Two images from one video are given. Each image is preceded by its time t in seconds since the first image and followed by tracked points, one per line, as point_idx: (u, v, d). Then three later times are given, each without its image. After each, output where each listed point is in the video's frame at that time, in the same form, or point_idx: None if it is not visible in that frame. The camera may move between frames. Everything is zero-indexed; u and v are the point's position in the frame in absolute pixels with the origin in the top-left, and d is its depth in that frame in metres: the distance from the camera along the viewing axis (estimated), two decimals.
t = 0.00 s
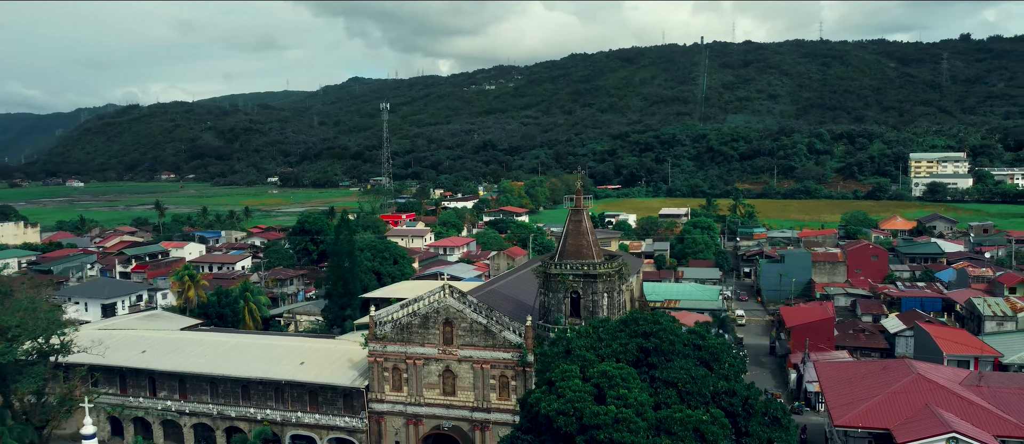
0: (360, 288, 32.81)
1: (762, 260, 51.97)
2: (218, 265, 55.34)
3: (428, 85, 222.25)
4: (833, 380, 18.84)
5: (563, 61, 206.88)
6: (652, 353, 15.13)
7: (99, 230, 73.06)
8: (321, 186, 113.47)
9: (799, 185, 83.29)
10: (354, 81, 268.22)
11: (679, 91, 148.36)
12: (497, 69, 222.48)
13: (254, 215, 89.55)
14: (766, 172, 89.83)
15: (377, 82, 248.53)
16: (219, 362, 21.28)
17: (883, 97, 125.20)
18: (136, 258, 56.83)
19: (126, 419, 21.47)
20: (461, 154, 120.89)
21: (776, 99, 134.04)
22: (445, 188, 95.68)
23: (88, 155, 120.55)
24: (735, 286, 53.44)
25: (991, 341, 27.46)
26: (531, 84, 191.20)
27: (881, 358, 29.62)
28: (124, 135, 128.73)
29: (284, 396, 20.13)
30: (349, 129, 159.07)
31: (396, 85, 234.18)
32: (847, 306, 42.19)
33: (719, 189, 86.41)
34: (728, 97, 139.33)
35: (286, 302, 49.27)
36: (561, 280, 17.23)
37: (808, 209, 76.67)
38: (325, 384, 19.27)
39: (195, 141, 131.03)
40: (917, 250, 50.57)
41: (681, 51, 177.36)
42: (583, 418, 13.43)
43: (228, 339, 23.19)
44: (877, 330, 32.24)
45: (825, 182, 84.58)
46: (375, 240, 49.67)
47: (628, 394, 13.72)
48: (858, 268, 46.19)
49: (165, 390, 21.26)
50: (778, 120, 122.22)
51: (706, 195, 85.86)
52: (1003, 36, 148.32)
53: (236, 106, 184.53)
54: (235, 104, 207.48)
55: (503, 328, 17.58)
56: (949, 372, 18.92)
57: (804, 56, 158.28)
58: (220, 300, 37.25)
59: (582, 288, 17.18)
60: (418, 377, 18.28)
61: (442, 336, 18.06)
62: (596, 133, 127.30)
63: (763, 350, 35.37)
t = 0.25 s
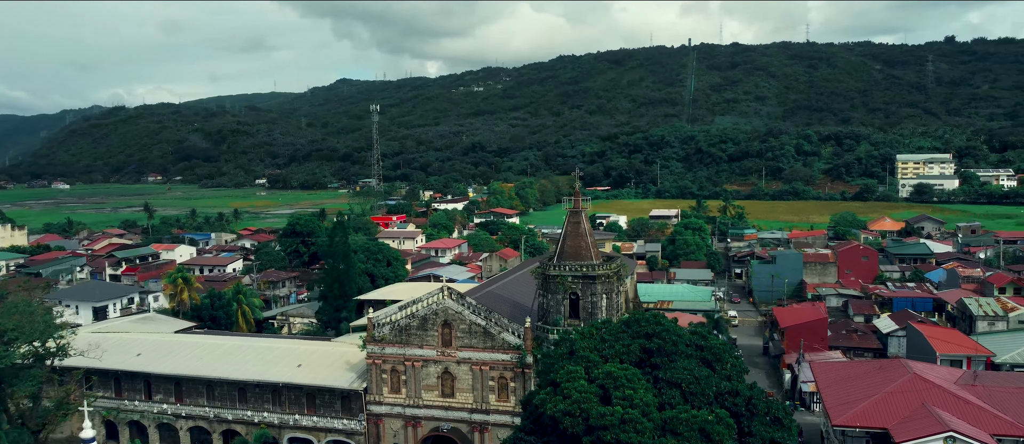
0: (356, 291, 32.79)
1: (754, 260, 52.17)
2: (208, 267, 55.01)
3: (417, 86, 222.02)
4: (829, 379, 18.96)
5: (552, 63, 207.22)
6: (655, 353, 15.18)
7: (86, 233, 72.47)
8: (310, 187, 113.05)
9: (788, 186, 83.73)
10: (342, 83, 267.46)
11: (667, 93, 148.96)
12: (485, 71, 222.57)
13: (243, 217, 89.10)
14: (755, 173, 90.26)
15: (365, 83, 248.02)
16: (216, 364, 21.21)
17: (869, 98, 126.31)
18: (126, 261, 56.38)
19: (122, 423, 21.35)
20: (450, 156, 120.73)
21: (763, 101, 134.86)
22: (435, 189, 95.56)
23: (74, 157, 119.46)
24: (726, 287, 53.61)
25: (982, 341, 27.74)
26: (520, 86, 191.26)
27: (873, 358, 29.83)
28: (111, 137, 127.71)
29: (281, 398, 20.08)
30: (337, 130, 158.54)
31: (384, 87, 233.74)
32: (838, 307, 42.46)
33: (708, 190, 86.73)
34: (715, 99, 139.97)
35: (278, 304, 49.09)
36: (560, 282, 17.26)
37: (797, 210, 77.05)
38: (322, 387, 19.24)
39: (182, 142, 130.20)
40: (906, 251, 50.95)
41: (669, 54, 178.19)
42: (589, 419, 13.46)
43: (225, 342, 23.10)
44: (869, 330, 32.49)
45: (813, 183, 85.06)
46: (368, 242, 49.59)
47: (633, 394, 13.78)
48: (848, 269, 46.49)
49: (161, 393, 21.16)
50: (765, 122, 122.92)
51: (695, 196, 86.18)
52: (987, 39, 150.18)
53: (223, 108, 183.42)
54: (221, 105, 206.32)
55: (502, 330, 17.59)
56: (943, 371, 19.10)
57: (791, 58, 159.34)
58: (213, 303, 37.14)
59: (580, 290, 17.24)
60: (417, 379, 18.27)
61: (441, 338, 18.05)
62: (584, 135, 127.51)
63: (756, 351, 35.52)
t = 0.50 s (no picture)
0: (351, 291, 32.76)
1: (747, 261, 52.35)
2: (201, 269, 54.76)
3: (406, 88, 221.80)
4: (826, 379, 19.07)
5: (541, 64, 207.48)
6: (658, 353, 15.25)
7: (76, 235, 72.03)
8: (300, 189, 112.69)
9: (778, 187, 84.07)
10: (331, 84, 266.82)
11: (657, 94, 149.46)
12: (476, 72, 222.56)
13: (234, 218, 88.72)
14: (745, 174, 90.55)
15: (355, 85, 247.54)
16: (214, 366, 21.14)
17: (858, 100, 127.10)
18: (118, 263, 56.08)
19: (118, 425, 21.24)
20: (441, 157, 120.60)
21: (752, 102, 135.51)
22: (426, 191, 95.45)
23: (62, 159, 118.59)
24: (719, 287, 53.76)
25: (975, 340, 27.97)
26: (510, 87, 191.32)
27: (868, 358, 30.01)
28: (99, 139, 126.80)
29: (279, 401, 20.05)
30: (326, 132, 158.08)
31: (373, 88, 233.32)
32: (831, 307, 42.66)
33: (698, 191, 86.97)
34: (705, 100, 140.45)
35: (271, 306, 48.92)
36: (559, 283, 17.29)
37: (788, 211, 77.37)
38: (321, 389, 19.23)
39: (171, 143, 129.49)
40: (898, 251, 51.26)
41: (658, 55, 178.77)
42: (595, 419, 13.48)
43: (222, 344, 23.03)
44: (863, 331, 32.68)
45: (802, 184, 85.44)
46: (362, 243, 49.54)
47: (638, 395, 13.82)
48: (841, 270, 46.70)
49: (158, 395, 21.08)
50: (755, 123, 123.50)
51: (685, 197, 86.42)
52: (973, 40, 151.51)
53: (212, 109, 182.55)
54: (210, 107, 205.27)
55: (502, 331, 17.62)
56: (939, 371, 19.23)
57: (779, 60, 160.16)
58: (207, 305, 36.89)
59: (579, 291, 17.28)
60: (416, 380, 18.26)
61: (440, 339, 18.05)
62: (575, 136, 127.68)
63: (751, 351, 35.63)
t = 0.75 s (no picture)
0: (347, 293, 32.61)
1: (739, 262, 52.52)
2: (192, 272, 54.45)
3: (395, 89, 221.50)
4: (823, 379, 19.19)
5: (529, 66, 207.74)
6: (662, 354, 15.32)
7: (64, 237, 71.45)
8: (289, 191, 112.26)
9: (766, 189, 84.46)
10: (319, 86, 266.05)
11: (645, 96, 150.05)
12: (464, 74, 222.55)
13: (223, 220, 88.26)
14: (733, 176, 90.98)
15: (343, 86, 246.90)
16: (210, 368, 21.06)
17: (844, 102, 128.10)
18: (108, 265, 55.69)
19: (113, 429, 21.14)
20: (431, 159, 120.45)
21: (740, 104, 136.22)
22: (416, 192, 95.34)
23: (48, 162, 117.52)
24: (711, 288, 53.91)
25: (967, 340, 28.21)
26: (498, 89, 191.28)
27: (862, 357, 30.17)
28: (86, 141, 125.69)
29: (277, 403, 20.00)
30: (314, 133, 157.51)
31: (362, 90, 232.83)
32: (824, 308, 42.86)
33: (688, 193, 87.27)
34: (693, 102, 141.05)
35: (263, 309, 48.74)
36: (558, 284, 17.32)
37: (777, 212, 77.72)
38: (319, 391, 19.18)
39: (158, 145, 128.61)
40: (888, 252, 51.64)
41: (646, 57, 179.40)
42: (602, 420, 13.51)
43: (218, 346, 22.94)
44: (856, 331, 32.88)
45: (791, 186, 85.93)
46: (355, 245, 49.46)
47: (644, 395, 13.88)
48: (832, 270, 46.93)
49: (153, 398, 20.98)
50: (743, 125, 124.16)
51: (674, 199, 86.69)
52: (957, 43, 153.15)
53: (199, 111, 181.41)
54: (197, 108, 204.08)
55: (502, 332, 17.64)
56: (936, 371, 19.36)
57: (766, 62, 161.10)
58: (201, 307, 36.65)
59: (579, 292, 17.33)
60: (415, 382, 18.25)
61: (439, 341, 18.04)
62: (563, 138, 127.88)
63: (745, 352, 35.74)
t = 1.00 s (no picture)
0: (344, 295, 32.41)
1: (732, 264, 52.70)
2: (184, 274, 54.16)
3: (384, 91, 221.22)
4: (821, 380, 19.28)
5: (519, 68, 207.99)
6: (666, 355, 15.36)
7: (53, 239, 70.97)
8: (279, 192, 111.90)
9: (756, 190, 84.76)
10: (309, 88, 265.28)
11: (634, 98, 150.57)
12: (454, 75, 222.58)
13: (214, 222, 87.94)
14: (723, 177, 91.35)
15: (332, 88, 246.33)
16: (207, 371, 20.98)
17: (833, 104, 128.94)
18: (100, 268, 55.43)
19: (110, 432, 21.04)
20: (421, 160, 120.32)
21: (729, 106, 136.99)
22: (407, 194, 95.28)
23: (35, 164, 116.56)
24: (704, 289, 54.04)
25: (962, 339, 28.39)
26: (488, 90, 191.30)
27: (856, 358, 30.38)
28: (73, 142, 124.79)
29: (275, 406, 19.95)
30: (303, 135, 157.03)
31: (351, 91, 232.39)
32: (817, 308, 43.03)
33: (678, 194, 87.54)
34: (682, 104, 141.57)
35: (257, 311, 48.67)
36: (558, 285, 17.34)
37: (767, 213, 77.96)
38: (317, 393, 19.14)
39: (146, 147, 127.91)
40: (879, 253, 51.95)
41: (635, 60, 180.05)
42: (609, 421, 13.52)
43: (214, 349, 22.83)
44: (850, 331, 33.08)
45: (780, 187, 86.38)
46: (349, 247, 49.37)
47: (650, 396, 13.93)
48: (824, 271, 47.15)
49: (150, 401, 20.88)
50: (732, 126, 124.71)
51: (664, 200, 86.92)
52: (943, 45, 154.66)
53: (187, 112, 180.46)
54: (186, 110, 203.04)
55: (501, 334, 17.65)
56: (933, 370, 19.50)
57: (754, 64, 162.09)
58: (196, 309, 36.43)
59: (579, 293, 17.36)
60: (415, 383, 18.23)
61: (439, 342, 18.04)
62: (553, 140, 128.03)
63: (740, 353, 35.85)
